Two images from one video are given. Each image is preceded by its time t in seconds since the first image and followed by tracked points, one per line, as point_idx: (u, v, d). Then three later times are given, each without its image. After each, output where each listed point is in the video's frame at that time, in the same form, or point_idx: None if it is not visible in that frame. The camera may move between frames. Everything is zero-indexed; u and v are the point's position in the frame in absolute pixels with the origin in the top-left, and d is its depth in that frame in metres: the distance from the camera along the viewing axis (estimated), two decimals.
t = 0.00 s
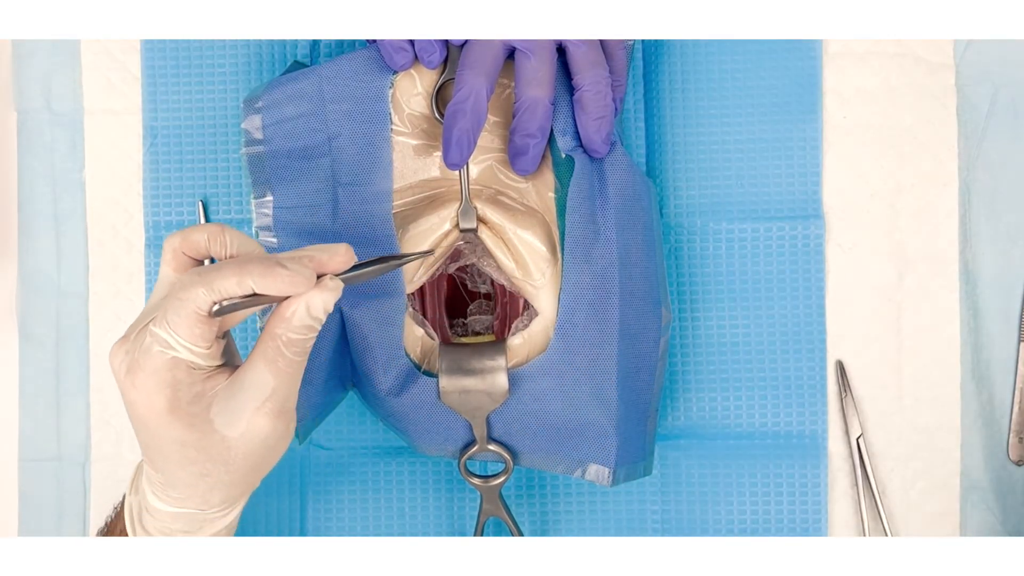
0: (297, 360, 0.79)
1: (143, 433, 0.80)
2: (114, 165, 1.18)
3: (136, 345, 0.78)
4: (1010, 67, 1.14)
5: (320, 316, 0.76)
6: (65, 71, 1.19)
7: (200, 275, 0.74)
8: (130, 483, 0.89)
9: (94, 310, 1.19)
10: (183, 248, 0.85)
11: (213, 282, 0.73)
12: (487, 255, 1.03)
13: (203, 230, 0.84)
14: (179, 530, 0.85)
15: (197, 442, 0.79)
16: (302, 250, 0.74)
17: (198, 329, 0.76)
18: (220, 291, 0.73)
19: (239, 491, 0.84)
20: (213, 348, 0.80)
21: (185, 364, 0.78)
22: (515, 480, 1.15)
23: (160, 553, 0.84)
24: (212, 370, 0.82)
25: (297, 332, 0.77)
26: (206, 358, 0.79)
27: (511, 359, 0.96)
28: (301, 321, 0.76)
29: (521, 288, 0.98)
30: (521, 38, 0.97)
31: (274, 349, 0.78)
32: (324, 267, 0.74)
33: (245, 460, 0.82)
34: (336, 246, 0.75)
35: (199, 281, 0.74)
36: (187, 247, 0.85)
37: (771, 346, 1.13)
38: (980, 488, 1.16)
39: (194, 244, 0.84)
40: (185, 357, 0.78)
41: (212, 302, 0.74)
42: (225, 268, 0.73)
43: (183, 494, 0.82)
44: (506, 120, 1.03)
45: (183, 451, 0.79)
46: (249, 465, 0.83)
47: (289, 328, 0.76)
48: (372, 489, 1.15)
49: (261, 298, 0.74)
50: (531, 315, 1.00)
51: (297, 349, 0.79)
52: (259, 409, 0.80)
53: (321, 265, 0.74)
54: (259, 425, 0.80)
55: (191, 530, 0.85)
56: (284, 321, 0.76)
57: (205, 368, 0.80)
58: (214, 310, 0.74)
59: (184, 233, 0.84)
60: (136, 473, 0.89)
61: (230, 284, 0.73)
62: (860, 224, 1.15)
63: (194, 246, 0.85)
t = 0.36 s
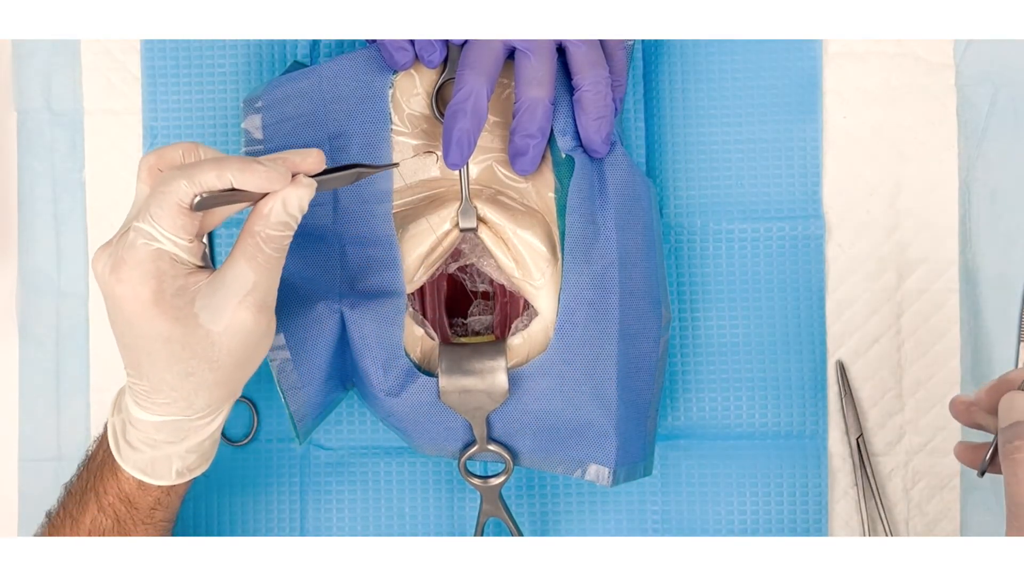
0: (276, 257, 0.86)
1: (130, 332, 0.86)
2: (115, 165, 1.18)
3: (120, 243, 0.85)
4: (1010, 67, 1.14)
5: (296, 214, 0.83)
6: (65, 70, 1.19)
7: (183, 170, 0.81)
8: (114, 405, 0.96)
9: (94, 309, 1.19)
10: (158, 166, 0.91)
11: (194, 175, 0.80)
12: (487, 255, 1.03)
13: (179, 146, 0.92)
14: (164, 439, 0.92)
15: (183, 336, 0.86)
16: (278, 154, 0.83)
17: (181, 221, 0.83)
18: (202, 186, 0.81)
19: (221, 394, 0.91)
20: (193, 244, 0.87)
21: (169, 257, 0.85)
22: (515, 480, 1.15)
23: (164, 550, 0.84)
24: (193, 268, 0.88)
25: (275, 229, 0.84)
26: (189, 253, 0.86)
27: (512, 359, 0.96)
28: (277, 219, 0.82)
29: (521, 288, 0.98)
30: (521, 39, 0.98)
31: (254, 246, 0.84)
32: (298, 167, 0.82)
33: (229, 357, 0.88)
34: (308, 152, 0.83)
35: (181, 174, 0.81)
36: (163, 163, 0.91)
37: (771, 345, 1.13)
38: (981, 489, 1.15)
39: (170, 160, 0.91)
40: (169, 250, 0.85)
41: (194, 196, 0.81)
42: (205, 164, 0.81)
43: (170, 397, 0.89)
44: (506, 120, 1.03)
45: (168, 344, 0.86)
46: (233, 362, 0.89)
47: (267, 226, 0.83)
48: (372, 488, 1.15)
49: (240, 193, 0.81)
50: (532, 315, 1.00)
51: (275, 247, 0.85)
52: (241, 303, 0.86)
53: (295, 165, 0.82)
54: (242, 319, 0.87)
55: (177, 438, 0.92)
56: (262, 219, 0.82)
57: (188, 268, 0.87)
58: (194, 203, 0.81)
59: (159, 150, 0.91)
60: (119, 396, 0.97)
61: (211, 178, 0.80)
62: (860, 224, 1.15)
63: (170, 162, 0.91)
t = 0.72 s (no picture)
0: (280, 277, 0.85)
1: (129, 349, 0.85)
2: (115, 165, 1.18)
3: (122, 261, 0.84)
4: (1010, 67, 1.14)
5: (302, 232, 0.82)
6: (65, 70, 1.19)
7: (187, 189, 0.80)
8: (112, 418, 0.96)
9: (94, 309, 1.19)
10: (161, 177, 0.91)
11: (199, 194, 0.79)
12: (487, 255, 1.03)
13: (183, 159, 0.91)
14: (163, 457, 0.92)
15: (184, 357, 0.86)
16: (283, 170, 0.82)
17: (184, 241, 0.82)
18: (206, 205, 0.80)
19: (219, 414, 0.92)
20: (196, 263, 0.86)
21: (171, 276, 0.84)
22: (515, 480, 1.15)
23: (165, 550, 0.84)
24: (194, 286, 0.88)
25: (280, 249, 0.83)
26: (191, 273, 0.85)
27: (512, 359, 0.96)
28: (283, 238, 0.82)
29: (521, 288, 0.98)
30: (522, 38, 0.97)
31: (259, 265, 0.84)
32: (305, 185, 0.81)
33: (230, 376, 0.88)
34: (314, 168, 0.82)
35: (185, 193, 0.80)
36: (166, 174, 0.91)
37: (771, 345, 1.13)
38: (981, 489, 1.15)
39: (173, 172, 0.91)
40: (170, 269, 0.84)
41: (198, 215, 0.81)
42: (211, 182, 0.79)
43: (169, 414, 0.89)
44: (506, 120, 1.03)
45: (169, 365, 0.86)
46: (233, 382, 0.89)
47: (272, 243, 0.82)
48: (372, 489, 1.15)
49: (246, 212, 0.80)
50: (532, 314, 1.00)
51: (280, 266, 0.85)
52: (242, 324, 0.86)
53: (302, 183, 0.81)
54: (245, 339, 0.87)
55: (175, 456, 0.93)
56: (267, 237, 0.82)
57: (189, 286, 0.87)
58: (200, 222, 0.81)
59: (162, 163, 0.91)
60: (117, 409, 0.97)
61: (217, 197, 0.79)
62: (860, 224, 1.15)
63: (173, 175, 0.91)
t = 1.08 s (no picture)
0: (301, 306, 0.83)
1: (143, 376, 0.84)
2: (115, 165, 1.18)
3: (140, 286, 0.82)
4: (1010, 67, 1.14)
5: (325, 260, 0.81)
6: (65, 70, 1.19)
7: (209, 216, 0.77)
8: (124, 435, 0.95)
9: (94, 309, 1.19)
10: (181, 196, 0.86)
11: (220, 223, 0.76)
12: (487, 255, 1.03)
13: (204, 176, 0.86)
14: (175, 480, 0.91)
15: (199, 385, 0.84)
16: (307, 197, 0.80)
17: (204, 269, 0.80)
18: (228, 233, 0.77)
19: (233, 440, 0.90)
20: (215, 290, 0.83)
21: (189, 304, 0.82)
22: (515, 480, 1.15)
23: (165, 550, 0.84)
24: (213, 312, 0.86)
25: (301, 277, 0.81)
26: (209, 300, 0.83)
27: (512, 359, 0.97)
28: (305, 266, 0.80)
29: (520, 288, 0.98)
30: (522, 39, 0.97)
31: (279, 295, 0.82)
32: (329, 212, 0.80)
33: (246, 405, 0.86)
34: (339, 195, 0.81)
35: (206, 221, 0.77)
36: (186, 193, 0.86)
37: (771, 345, 1.13)
38: (980, 488, 1.15)
39: (193, 191, 0.86)
40: (189, 297, 0.81)
41: (220, 243, 0.78)
42: (233, 209, 0.76)
43: (180, 439, 0.87)
44: (506, 120, 1.03)
45: (183, 393, 0.84)
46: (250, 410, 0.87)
47: (295, 271, 0.80)
48: (372, 489, 1.15)
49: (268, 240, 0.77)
50: (532, 314, 1.00)
51: (301, 294, 0.83)
52: (261, 353, 0.83)
53: (326, 210, 0.80)
54: (262, 368, 0.84)
55: (187, 479, 0.91)
56: (289, 265, 0.80)
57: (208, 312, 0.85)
58: (220, 249, 0.78)
59: (184, 179, 0.86)
60: (129, 426, 0.96)
61: (238, 225, 0.76)
62: (860, 224, 1.15)
63: (194, 193, 0.86)
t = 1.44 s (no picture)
0: (285, 327, 0.83)
1: (125, 400, 0.84)
2: (115, 165, 1.18)
3: (122, 310, 0.82)
4: (1010, 67, 1.14)
5: (309, 282, 0.80)
6: (65, 70, 1.19)
7: (188, 239, 0.77)
8: (108, 456, 0.96)
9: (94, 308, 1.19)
10: (164, 216, 0.88)
11: (200, 246, 0.76)
12: (487, 255, 1.03)
13: (186, 197, 0.87)
14: (158, 501, 0.91)
15: (181, 403, 0.84)
16: (291, 217, 0.79)
17: (184, 293, 0.80)
18: (208, 256, 0.77)
19: (217, 462, 0.89)
20: (196, 313, 0.84)
21: (170, 328, 0.83)
22: (515, 480, 1.15)
23: (165, 550, 0.84)
24: (194, 336, 0.86)
25: (285, 298, 0.81)
26: (191, 323, 0.84)
27: (512, 359, 0.96)
28: (288, 288, 0.80)
29: (521, 288, 0.98)
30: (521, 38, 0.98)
31: (262, 317, 0.82)
32: (313, 233, 0.79)
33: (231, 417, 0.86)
34: (322, 215, 0.80)
35: (186, 244, 0.77)
36: (168, 213, 0.88)
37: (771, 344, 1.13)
38: (981, 489, 1.15)
39: (175, 210, 0.88)
40: (170, 321, 0.82)
41: (201, 267, 0.78)
42: (213, 232, 0.76)
43: (164, 462, 0.87)
44: (506, 120, 1.03)
45: (166, 416, 0.84)
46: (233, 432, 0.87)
47: (278, 293, 0.80)
48: (372, 489, 1.15)
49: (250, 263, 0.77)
50: (531, 315, 1.00)
51: (284, 316, 0.82)
52: (243, 377, 0.83)
53: (310, 232, 0.78)
54: (245, 390, 0.84)
55: (171, 500, 0.91)
56: (273, 287, 0.80)
57: (187, 335, 0.85)
58: (200, 274, 0.78)
59: (166, 202, 0.88)
60: (113, 446, 0.96)
61: (219, 248, 0.76)
62: (860, 224, 1.15)
63: (175, 212, 0.88)
